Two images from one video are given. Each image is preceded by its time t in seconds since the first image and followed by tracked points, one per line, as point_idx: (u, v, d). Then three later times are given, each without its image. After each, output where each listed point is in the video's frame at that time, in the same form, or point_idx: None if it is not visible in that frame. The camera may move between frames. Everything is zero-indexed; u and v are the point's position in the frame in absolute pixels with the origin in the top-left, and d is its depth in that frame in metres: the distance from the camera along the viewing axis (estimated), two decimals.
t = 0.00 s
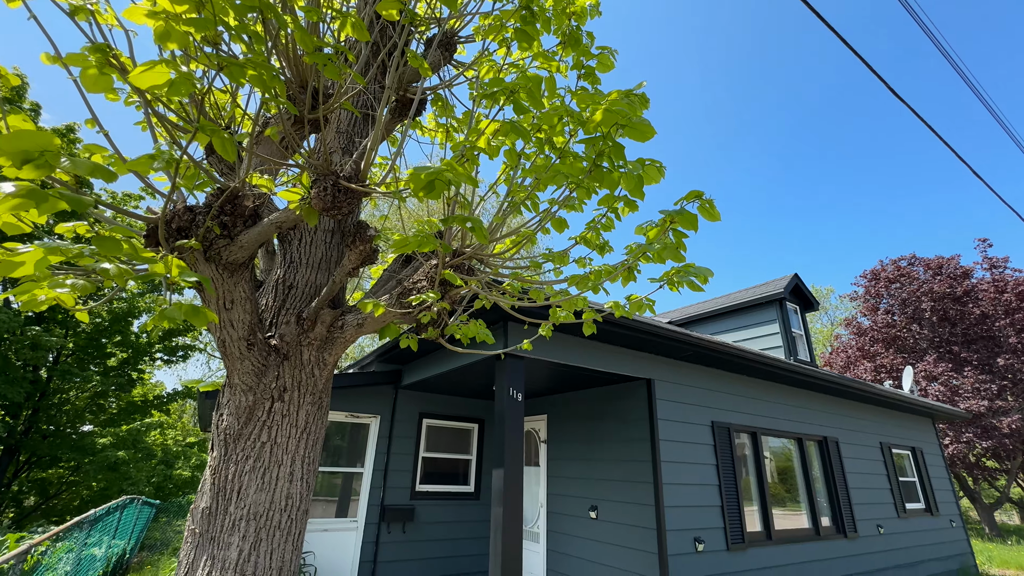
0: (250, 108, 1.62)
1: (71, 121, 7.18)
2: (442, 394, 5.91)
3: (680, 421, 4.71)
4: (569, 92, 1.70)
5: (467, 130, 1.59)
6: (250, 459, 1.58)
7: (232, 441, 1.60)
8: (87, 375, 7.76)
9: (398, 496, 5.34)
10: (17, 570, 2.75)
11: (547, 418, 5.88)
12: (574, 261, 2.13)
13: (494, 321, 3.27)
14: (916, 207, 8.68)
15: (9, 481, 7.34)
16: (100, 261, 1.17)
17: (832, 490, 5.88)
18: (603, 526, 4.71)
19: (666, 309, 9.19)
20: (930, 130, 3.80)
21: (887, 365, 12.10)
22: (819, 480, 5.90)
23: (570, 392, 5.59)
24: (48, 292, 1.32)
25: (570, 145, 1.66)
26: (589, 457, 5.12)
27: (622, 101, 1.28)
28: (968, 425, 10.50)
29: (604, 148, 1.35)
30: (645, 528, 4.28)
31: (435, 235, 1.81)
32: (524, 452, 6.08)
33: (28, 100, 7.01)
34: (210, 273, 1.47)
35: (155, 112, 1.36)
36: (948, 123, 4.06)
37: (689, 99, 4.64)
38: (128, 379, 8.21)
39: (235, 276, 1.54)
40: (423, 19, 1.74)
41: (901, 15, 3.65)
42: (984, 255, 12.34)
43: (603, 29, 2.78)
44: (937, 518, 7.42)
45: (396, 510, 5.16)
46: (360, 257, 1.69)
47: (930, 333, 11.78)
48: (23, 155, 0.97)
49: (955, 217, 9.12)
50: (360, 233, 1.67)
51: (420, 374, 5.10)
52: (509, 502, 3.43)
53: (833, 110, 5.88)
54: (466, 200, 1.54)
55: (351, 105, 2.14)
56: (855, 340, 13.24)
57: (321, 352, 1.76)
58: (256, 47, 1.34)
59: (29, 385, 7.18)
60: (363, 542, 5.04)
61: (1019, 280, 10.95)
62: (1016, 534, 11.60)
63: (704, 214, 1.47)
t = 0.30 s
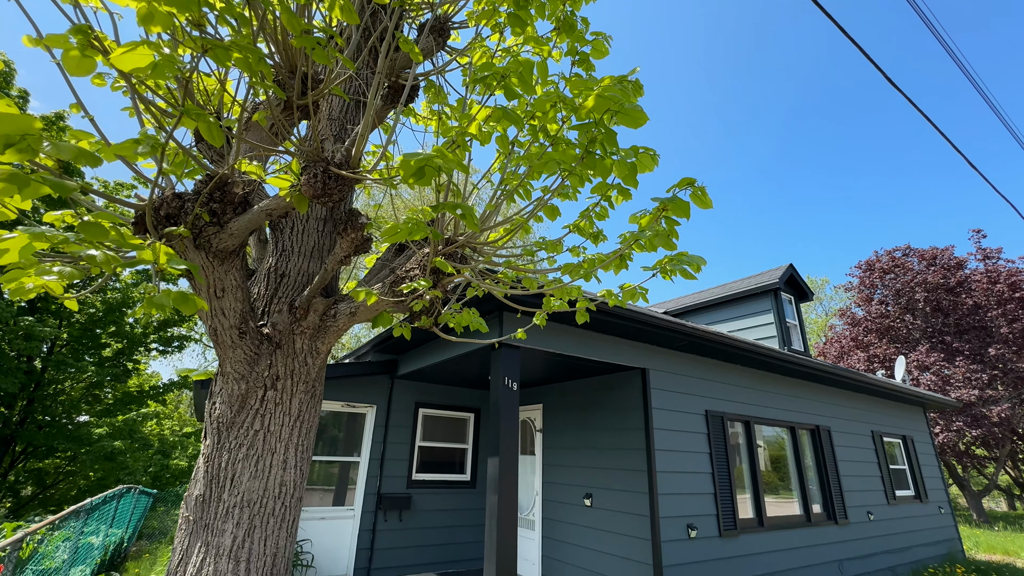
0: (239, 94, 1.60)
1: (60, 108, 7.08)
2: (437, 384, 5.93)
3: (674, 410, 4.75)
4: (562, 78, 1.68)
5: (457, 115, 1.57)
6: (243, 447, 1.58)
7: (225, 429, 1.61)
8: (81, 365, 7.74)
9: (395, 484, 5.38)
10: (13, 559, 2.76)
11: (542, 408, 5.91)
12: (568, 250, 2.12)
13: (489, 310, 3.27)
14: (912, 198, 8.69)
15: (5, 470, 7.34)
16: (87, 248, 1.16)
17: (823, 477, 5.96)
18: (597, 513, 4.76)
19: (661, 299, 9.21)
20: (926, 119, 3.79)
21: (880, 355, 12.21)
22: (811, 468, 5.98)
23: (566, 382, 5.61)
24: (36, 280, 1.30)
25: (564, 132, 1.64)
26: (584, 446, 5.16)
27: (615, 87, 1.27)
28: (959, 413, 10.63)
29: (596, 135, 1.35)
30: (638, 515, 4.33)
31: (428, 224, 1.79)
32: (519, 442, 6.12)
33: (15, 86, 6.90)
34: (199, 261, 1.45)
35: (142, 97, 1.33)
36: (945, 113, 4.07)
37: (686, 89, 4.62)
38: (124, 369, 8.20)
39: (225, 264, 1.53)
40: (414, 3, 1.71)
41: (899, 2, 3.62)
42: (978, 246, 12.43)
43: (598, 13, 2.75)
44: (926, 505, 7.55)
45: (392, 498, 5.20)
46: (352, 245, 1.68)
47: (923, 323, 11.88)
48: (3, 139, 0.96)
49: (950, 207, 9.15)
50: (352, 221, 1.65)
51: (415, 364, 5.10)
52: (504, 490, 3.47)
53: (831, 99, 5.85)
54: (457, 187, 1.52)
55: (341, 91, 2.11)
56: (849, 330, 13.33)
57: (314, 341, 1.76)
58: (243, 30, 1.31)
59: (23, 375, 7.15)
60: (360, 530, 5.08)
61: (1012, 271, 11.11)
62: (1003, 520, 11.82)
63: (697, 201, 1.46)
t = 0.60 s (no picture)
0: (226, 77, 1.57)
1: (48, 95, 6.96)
2: (433, 373, 5.95)
3: (669, 398, 4.78)
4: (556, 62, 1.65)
5: (448, 99, 1.55)
6: (236, 435, 1.58)
7: (217, 417, 1.60)
8: (76, 355, 7.71)
9: (391, 472, 5.42)
10: (9, 547, 2.77)
11: (538, 396, 5.95)
12: (561, 238, 2.11)
13: (483, 299, 3.26)
14: (906, 187, 8.72)
15: (1, 460, 7.33)
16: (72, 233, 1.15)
17: (815, 464, 6.05)
18: (592, 500, 4.82)
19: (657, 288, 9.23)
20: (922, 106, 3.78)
21: (874, 344, 12.32)
22: (803, 456, 6.05)
23: (561, 370, 5.64)
24: (21, 266, 1.29)
25: (557, 118, 1.62)
26: (579, 434, 5.20)
27: (607, 71, 1.26)
28: (949, 402, 10.77)
29: (588, 120, 1.34)
30: (632, 502, 4.38)
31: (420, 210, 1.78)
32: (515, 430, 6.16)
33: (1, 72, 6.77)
34: (188, 247, 1.44)
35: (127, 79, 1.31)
36: (941, 101, 4.08)
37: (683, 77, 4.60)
38: (119, 359, 8.18)
39: (215, 251, 1.52)
40: None
41: None
42: (972, 236, 12.52)
43: None
44: (916, 491, 7.68)
45: (389, 486, 5.24)
46: (342, 232, 1.66)
47: (916, 313, 11.98)
48: None
49: (944, 197, 9.20)
50: (343, 207, 1.63)
51: (411, 353, 5.12)
52: (499, 477, 3.50)
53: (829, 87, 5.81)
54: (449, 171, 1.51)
55: (331, 76, 2.07)
56: (843, 320, 13.42)
57: (306, 328, 1.75)
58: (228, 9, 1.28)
59: (17, 365, 7.12)
60: (357, 518, 5.13)
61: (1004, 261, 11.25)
62: (991, 506, 12.04)
63: (688, 186, 1.46)
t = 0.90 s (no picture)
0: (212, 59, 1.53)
1: (34, 80, 6.83)
2: (429, 361, 5.96)
3: (663, 386, 4.82)
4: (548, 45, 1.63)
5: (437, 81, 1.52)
6: (228, 421, 1.58)
7: (209, 404, 1.60)
8: (70, 345, 7.67)
9: (388, 460, 5.45)
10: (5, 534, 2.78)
11: (533, 384, 5.98)
12: (554, 224, 2.10)
13: (478, 287, 3.26)
14: (901, 176, 8.73)
15: None
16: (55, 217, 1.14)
17: (807, 450, 6.13)
18: (587, 486, 4.87)
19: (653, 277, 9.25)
20: (918, 93, 3.78)
21: (867, 332, 12.42)
22: (795, 443, 6.13)
23: (556, 359, 5.66)
24: (6, 252, 1.28)
25: (550, 102, 1.60)
26: (574, 421, 5.24)
27: (598, 52, 1.25)
28: (940, 389, 10.90)
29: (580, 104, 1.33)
30: (626, 488, 4.44)
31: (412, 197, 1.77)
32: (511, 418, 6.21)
33: None
34: (176, 233, 1.42)
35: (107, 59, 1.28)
36: (938, 88, 4.07)
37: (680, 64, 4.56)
38: (113, 349, 8.14)
39: (204, 237, 1.50)
40: None
41: None
42: (967, 225, 12.58)
43: None
44: (905, 476, 7.81)
45: (386, 473, 5.28)
46: (332, 218, 1.65)
47: (910, 302, 12.07)
48: None
49: (938, 186, 9.24)
50: (333, 193, 1.61)
51: (406, 341, 5.12)
52: (494, 464, 3.53)
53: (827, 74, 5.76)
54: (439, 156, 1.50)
55: (320, 58, 2.03)
56: (837, 309, 13.50)
57: (298, 315, 1.74)
58: None
59: (11, 355, 7.09)
60: (354, 505, 5.18)
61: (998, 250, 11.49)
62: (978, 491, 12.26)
63: (680, 171, 1.46)
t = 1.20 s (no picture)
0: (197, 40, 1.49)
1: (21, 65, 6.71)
2: (425, 349, 5.97)
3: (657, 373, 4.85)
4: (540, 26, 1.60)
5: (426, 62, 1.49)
6: (220, 407, 1.58)
7: (200, 390, 1.59)
8: (64, 335, 7.64)
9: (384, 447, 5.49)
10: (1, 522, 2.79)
11: (529, 372, 6.00)
12: (548, 211, 2.09)
13: (472, 275, 3.25)
14: (897, 164, 8.74)
15: None
16: (35, 200, 1.12)
17: (799, 437, 6.20)
18: (581, 472, 4.93)
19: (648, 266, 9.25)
20: (914, 79, 3.75)
21: (861, 320, 12.51)
22: (788, 429, 6.19)
23: (551, 347, 5.68)
24: None
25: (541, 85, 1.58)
26: (569, 409, 5.28)
27: (589, 32, 1.23)
28: (932, 376, 11.03)
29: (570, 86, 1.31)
30: (620, 474, 4.49)
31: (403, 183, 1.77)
32: (506, 406, 6.24)
33: None
34: (162, 218, 1.41)
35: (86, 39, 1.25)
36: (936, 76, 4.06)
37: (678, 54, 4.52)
38: (108, 338, 8.11)
39: (191, 223, 1.48)
40: None
41: None
42: (962, 214, 12.62)
43: None
44: (896, 462, 7.93)
45: (382, 461, 5.32)
46: (322, 203, 1.63)
47: (904, 290, 12.13)
48: None
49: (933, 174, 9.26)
50: (322, 177, 1.59)
51: (402, 330, 5.12)
52: (489, 451, 3.56)
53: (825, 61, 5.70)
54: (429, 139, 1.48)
55: (308, 41, 2.00)
56: (832, 297, 13.58)
57: (289, 302, 1.73)
58: None
59: (4, 345, 7.06)
60: (351, 492, 5.22)
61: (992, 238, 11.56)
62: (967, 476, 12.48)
63: (671, 154, 1.46)
